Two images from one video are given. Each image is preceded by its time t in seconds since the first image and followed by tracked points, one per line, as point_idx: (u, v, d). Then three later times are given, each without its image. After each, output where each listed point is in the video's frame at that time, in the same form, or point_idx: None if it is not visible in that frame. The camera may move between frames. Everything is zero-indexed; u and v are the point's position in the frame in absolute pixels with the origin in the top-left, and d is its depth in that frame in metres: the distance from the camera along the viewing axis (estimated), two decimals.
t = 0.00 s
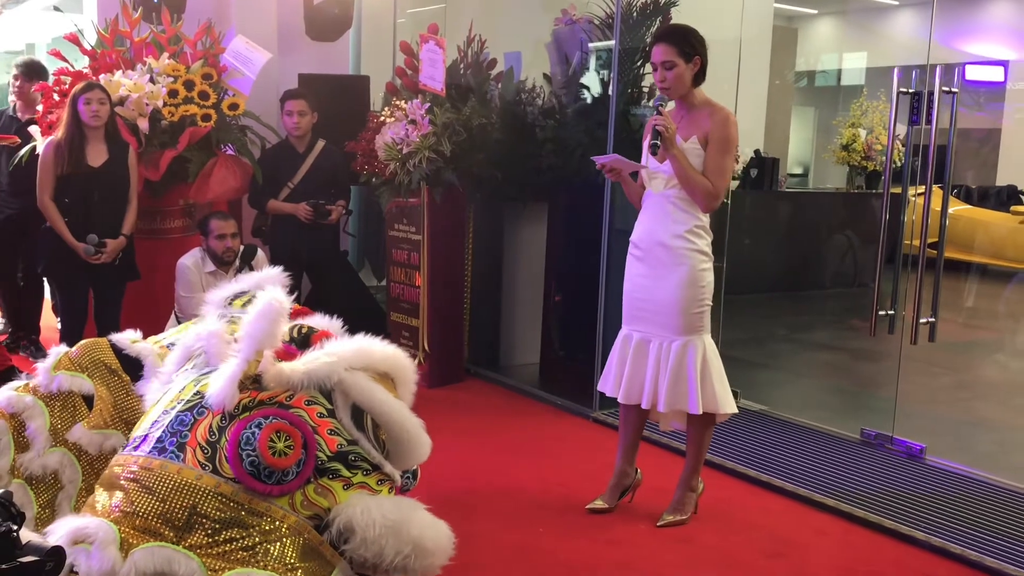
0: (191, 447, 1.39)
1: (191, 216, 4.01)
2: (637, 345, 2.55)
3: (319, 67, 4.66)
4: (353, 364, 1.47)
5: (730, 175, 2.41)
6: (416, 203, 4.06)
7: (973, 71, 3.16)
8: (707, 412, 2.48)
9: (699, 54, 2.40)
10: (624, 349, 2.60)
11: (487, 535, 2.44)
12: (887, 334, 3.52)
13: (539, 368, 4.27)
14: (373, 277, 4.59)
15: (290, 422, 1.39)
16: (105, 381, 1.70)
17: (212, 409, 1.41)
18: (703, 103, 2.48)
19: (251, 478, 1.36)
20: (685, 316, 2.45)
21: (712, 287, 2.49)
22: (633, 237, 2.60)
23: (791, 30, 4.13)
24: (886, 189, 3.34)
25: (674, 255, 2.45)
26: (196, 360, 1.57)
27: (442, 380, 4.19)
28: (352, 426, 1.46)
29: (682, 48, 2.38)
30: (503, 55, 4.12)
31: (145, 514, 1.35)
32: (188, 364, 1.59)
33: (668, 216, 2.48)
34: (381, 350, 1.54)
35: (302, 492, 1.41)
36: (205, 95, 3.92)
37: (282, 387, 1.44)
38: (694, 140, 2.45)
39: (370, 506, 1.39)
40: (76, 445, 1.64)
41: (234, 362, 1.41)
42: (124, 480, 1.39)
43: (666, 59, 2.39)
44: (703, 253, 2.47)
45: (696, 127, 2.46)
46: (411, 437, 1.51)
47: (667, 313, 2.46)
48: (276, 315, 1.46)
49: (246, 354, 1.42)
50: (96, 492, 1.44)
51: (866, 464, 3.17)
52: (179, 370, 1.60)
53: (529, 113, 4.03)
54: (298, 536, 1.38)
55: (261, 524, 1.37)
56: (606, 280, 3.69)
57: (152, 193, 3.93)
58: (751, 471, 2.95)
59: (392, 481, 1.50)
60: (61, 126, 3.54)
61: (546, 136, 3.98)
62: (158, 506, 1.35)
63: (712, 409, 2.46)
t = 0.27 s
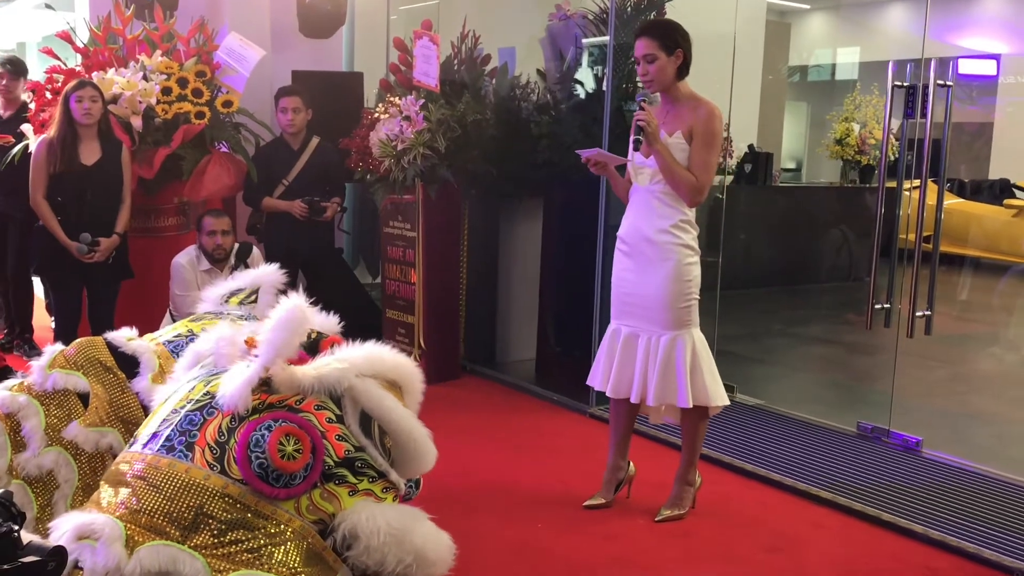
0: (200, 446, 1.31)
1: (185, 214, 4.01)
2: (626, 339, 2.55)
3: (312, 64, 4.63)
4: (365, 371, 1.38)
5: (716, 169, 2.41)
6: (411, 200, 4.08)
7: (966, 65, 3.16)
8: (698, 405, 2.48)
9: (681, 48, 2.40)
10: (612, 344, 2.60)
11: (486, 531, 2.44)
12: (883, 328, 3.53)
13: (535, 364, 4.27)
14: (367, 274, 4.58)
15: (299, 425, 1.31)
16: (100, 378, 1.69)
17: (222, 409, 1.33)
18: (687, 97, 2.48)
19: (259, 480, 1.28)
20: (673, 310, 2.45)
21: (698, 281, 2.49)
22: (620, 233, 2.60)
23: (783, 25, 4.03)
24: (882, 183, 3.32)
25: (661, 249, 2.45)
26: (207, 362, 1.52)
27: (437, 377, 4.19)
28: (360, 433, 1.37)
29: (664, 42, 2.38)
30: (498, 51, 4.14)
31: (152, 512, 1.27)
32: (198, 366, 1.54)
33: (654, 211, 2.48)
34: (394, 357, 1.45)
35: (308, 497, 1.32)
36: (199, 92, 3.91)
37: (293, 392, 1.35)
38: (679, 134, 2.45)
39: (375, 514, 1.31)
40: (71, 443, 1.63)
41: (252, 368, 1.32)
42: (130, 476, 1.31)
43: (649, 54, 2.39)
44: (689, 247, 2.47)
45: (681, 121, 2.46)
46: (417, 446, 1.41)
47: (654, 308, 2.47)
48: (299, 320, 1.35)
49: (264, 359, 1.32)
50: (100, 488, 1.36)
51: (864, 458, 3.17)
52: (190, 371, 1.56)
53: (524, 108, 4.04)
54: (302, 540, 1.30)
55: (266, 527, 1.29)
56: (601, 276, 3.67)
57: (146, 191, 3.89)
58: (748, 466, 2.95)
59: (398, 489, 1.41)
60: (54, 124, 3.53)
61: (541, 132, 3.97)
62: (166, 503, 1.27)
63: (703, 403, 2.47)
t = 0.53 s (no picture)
0: (206, 443, 1.30)
1: (180, 209, 3.98)
2: (612, 332, 2.55)
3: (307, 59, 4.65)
4: (371, 373, 1.38)
5: (697, 161, 2.40)
6: (407, 194, 4.08)
7: (961, 58, 3.18)
8: (684, 397, 2.48)
9: (663, 40, 2.38)
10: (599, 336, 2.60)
11: (485, 525, 2.44)
12: (880, 321, 3.55)
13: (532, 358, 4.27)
14: (363, 269, 4.57)
15: (305, 425, 1.30)
16: (97, 373, 1.67)
17: (229, 407, 1.33)
18: (669, 88, 2.47)
19: (264, 479, 1.28)
20: (657, 302, 2.45)
21: (682, 274, 2.49)
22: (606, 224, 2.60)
23: (777, 19, 4.02)
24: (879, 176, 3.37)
25: (645, 242, 2.45)
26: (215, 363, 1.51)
27: (434, 371, 4.19)
28: (365, 434, 1.36)
29: (645, 34, 2.36)
30: (493, 44, 4.12)
31: (155, 507, 1.26)
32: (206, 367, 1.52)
33: (639, 204, 2.47)
34: (400, 360, 1.45)
35: (312, 497, 1.31)
36: (193, 86, 3.88)
37: (300, 391, 1.35)
38: (661, 126, 2.44)
39: (378, 516, 1.31)
40: (68, 438, 1.62)
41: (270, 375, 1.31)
42: (134, 471, 1.30)
43: (630, 46, 2.38)
44: (673, 240, 2.46)
45: (662, 113, 2.45)
46: (421, 449, 1.40)
47: (639, 300, 2.47)
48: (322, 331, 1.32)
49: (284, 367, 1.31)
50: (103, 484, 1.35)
51: (861, 451, 3.18)
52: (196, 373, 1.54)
53: (520, 102, 4.02)
54: (304, 540, 1.29)
55: (269, 527, 1.28)
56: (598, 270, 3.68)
57: (141, 186, 3.89)
58: (746, 459, 2.96)
59: (400, 493, 1.39)
60: (46, 119, 3.50)
61: (537, 126, 3.96)
62: (170, 500, 1.26)
63: (688, 394, 2.47)
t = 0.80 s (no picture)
0: (211, 439, 1.30)
1: (176, 203, 3.96)
2: (596, 325, 2.55)
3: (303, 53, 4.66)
4: (378, 374, 1.38)
5: (682, 155, 2.41)
6: (404, 187, 4.06)
7: (957, 53, 3.18)
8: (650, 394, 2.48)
9: (647, 35, 2.39)
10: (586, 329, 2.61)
11: (483, 519, 2.45)
12: (878, 316, 3.57)
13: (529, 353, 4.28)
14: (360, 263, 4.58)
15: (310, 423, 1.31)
16: (95, 367, 1.67)
17: (235, 403, 1.33)
18: (654, 83, 2.47)
19: (268, 476, 1.27)
20: (638, 296, 2.45)
21: (667, 269, 2.49)
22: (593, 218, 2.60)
23: (774, 13, 4.01)
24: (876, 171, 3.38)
25: (631, 236, 2.46)
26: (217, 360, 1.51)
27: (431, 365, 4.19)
28: (370, 434, 1.36)
29: (629, 28, 2.36)
30: (490, 38, 4.09)
31: (159, 502, 1.26)
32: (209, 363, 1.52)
33: (625, 197, 2.48)
34: (404, 360, 1.45)
35: (315, 495, 1.32)
36: (189, 79, 3.85)
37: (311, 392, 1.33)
38: (645, 120, 2.44)
39: (380, 515, 1.31)
40: (66, 431, 1.61)
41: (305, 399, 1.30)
42: (138, 465, 1.30)
43: (615, 40, 2.38)
44: (661, 234, 2.46)
45: (646, 106, 2.45)
46: (424, 450, 1.41)
47: (622, 294, 2.47)
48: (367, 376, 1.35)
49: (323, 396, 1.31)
50: (105, 479, 1.34)
51: (857, 445, 3.20)
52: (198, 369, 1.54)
53: (517, 95, 4.02)
54: (306, 538, 1.29)
55: (272, 524, 1.28)
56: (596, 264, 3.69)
57: (137, 179, 3.86)
58: (743, 453, 2.97)
59: (402, 493, 1.40)
60: (41, 112, 3.49)
61: (534, 119, 3.97)
62: (174, 494, 1.26)
63: (654, 392, 2.46)
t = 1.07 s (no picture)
0: (211, 435, 1.30)
1: (173, 198, 3.94)
2: (586, 322, 2.56)
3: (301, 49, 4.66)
4: (379, 372, 1.38)
5: (675, 149, 2.41)
6: (402, 184, 4.04)
7: (955, 51, 3.18)
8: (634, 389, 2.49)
9: (635, 30, 2.39)
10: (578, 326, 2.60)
11: (481, 515, 2.45)
12: (875, 313, 3.58)
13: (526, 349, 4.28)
14: (356, 258, 4.53)
15: (311, 421, 1.31)
16: (91, 361, 1.67)
17: (236, 400, 1.33)
18: (644, 78, 2.47)
19: (268, 473, 1.27)
20: (631, 290, 2.46)
21: (661, 263, 2.49)
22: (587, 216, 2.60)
23: (771, 11, 4.04)
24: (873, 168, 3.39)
25: (624, 231, 2.46)
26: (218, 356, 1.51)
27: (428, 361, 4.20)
28: (370, 432, 1.36)
29: (618, 24, 2.36)
30: (488, 34, 4.10)
31: (159, 497, 1.25)
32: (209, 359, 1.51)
33: (619, 192, 2.48)
34: (406, 359, 1.45)
35: (315, 492, 1.32)
36: (187, 74, 3.85)
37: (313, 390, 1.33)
38: (637, 115, 2.44)
39: (379, 514, 1.32)
40: (62, 426, 1.61)
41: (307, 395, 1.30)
42: (139, 461, 1.30)
43: (604, 37, 2.38)
44: (654, 228, 2.47)
45: (638, 101, 2.46)
46: (424, 450, 1.41)
47: (613, 288, 2.48)
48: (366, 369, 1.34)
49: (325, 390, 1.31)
50: (104, 474, 1.34)
51: (854, 442, 3.21)
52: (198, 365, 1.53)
53: (515, 92, 4.01)
54: (306, 535, 1.30)
55: (272, 521, 1.28)
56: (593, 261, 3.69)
57: (134, 175, 3.85)
58: (740, 450, 2.98)
59: (402, 492, 1.41)
60: (37, 107, 3.47)
61: (531, 116, 3.97)
62: (173, 490, 1.25)
63: (639, 387, 2.47)
